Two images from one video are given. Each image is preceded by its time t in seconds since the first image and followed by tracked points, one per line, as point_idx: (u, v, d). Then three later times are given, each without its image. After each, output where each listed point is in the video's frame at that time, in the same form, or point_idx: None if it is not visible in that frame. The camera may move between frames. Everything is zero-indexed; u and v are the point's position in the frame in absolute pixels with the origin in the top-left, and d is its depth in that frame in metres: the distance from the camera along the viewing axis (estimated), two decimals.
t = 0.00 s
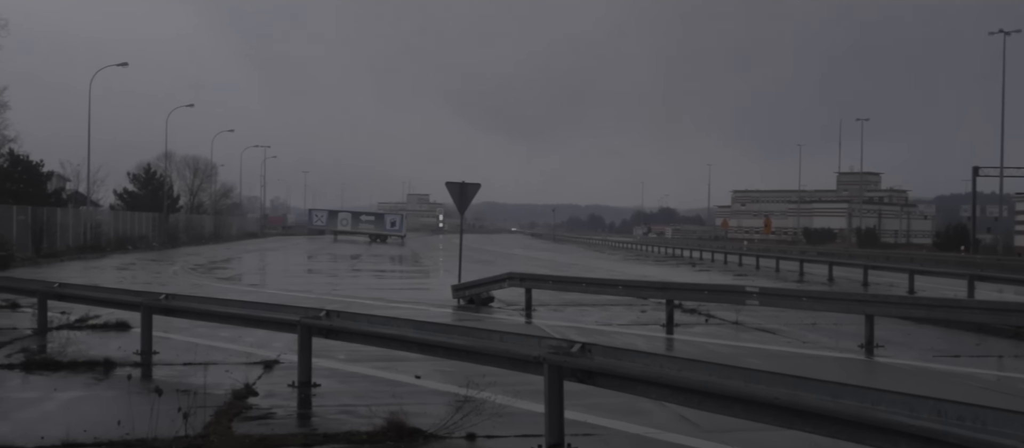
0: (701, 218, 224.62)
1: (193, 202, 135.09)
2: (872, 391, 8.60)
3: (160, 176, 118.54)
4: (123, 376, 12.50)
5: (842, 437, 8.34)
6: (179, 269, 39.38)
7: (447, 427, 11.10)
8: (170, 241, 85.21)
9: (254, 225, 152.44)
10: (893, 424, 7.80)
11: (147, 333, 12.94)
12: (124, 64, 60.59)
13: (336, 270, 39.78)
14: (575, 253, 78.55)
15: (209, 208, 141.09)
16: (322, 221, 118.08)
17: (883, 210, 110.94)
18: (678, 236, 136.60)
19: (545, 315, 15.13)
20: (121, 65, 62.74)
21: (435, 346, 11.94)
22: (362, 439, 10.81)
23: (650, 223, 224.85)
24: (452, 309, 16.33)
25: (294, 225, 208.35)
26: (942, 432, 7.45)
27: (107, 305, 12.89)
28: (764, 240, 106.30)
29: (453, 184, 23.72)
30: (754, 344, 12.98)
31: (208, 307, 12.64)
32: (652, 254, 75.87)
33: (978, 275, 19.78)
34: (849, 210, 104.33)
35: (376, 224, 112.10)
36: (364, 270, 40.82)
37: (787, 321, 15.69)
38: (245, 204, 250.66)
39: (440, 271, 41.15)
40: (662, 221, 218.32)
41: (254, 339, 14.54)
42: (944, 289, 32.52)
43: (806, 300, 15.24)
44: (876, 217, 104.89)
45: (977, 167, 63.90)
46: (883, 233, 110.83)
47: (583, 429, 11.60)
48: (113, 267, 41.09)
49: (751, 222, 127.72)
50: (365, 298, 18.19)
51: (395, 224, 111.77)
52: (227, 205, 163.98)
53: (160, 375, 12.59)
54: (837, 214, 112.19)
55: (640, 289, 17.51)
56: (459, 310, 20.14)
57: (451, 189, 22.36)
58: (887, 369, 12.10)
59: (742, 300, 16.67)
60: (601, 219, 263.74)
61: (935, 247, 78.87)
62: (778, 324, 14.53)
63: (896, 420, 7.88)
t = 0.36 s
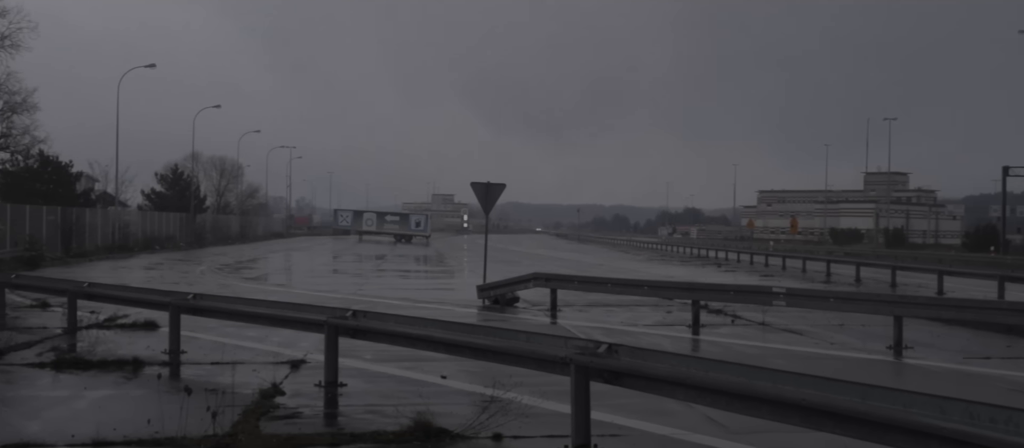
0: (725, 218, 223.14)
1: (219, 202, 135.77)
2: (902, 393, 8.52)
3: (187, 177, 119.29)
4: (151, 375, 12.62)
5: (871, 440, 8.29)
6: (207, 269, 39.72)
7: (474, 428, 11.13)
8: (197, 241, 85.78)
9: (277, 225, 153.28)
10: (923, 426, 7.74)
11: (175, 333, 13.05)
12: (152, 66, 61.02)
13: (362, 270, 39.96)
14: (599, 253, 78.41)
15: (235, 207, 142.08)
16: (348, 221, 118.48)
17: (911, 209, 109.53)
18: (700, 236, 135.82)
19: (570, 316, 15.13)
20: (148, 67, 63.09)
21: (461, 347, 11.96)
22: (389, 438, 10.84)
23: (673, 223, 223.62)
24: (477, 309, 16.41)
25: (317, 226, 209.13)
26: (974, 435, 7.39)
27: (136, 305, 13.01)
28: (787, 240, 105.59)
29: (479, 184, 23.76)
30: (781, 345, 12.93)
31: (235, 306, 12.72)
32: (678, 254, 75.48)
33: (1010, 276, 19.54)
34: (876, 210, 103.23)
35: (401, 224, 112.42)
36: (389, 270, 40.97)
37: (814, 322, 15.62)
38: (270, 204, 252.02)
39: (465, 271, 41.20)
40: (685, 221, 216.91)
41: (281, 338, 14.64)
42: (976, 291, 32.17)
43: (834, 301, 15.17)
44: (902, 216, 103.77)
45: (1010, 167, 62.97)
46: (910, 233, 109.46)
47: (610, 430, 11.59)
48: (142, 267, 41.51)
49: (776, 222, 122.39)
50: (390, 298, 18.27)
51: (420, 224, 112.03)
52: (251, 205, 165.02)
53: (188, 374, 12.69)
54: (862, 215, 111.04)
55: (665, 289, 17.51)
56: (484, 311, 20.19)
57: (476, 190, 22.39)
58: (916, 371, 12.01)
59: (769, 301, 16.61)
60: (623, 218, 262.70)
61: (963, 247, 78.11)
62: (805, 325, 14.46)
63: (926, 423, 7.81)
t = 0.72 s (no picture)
0: (749, 218, 221.55)
1: (245, 203, 136.52)
2: (932, 395, 8.38)
3: (212, 178, 120.05)
4: (178, 375, 12.73)
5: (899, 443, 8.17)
6: (232, 269, 39.95)
7: (499, 428, 11.12)
8: (222, 241, 86.28)
9: (300, 225, 154.04)
10: (954, 428, 7.59)
11: (201, 332, 13.15)
12: (178, 67, 61.38)
13: (385, 270, 40.09)
14: (623, 254, 78.16)
15: (260, 208, 142.87)
16: (372, 221, 118.80)
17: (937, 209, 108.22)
18: (724, 237, 135.03)
19: (594, 316, 15.15)
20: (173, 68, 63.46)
21: (486, 348, 11.96)
22: (414, 438, 10.86)
23: (696, 223, 222.55)
24: (501, 310, 16.51)
25: (340, 226, 210.02)
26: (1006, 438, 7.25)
27: (163, 305, 13.12)
28: (812, 241, 104.72)
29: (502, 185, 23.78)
30: (806, 346, 12.89)
31: (260, 306, 12.80)
32: (703, 254, 75.09)
33: None
34: (902, 210, 102.19)
35: (425, 224, 112.64)
36: (412, 270, 41.09)
37: (841, 323, 15.58)
38: (296, 204, 253.19)
39: (489, 272, 41.25)
40: (709, 222, 215.50)
41: (306, 338, 14.73)
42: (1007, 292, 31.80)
43: (861, 302, 15.10)
44: (929, 216, 102.63)
45: None
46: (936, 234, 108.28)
47: (635, 431, 11.55)
48: (170, 267, 41.82)
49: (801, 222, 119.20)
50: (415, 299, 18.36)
51: (444, 224, 112.25)
52: (275, 205, 165.99)
53: (214, 374, 12.78)
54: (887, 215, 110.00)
55: (690, 290, 17.53)
56: (508, 311, 20.25)
57: (500, 190, 22.43)
58: (945, 372, 11.92)
59: (795, 302, 16.56)
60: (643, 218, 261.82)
61: (992, 248, 77.24)
62: (831, 326, 14.42)
63: (956, 425, 7.68)
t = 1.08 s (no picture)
0: (773, 218, 219.76)
1: (269, 203, 136.95)
2: (963, 397, 8.10)
3: (236, 177, 120.59)
4: (205, 374, 12.84)
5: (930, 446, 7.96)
6: (257, 270, 40.19)
7: (523, 429, 11.08)
8: (247, 241, 86.80)
9: (324, 224, 154.74)
10: (984, 431, 7.33)
11: (227, 332, 13.27)
12: (203, 68, 61.64)
13: (408, 270, 40.25)
14: (648, 254, 77.88)
15: (285, 207, 143.54)
16: (395, 221, 119.08)
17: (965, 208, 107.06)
18: (748, 236, 134.03)
19: (618, 317, 15.23)
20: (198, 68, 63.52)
21: (510, 348, 11.95)
22: (439, 437, 10.88)
23: (720, 223, 221.27)
24: (526, 311, 16.61)
25: (364, 225, 210.74)
26: None
27: (189, 304, 13.23)
28: (836, 241, 103.79)
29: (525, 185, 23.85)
30: (831, 347, 12.98)
31: (285, 306, 12.89)
32: (729, 254, 74.79)
33: None
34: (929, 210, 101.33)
35: (448, 224, 112.80)
36: (435, 270, 41.22)
37: (867, 324, 15.65)
38: (321, 205, 253.86)
39: (512, 272, 41.34)
40: (734, 222, 214.15)
41: (330, 339, 14.84)
42: None
43: (887, 302, 15.12)
44: (956, 216, 101.79)
45: None
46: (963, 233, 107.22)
47: (660, 432, 11.52)
48: (195, 267, 42.16)
49: (827, 222, 119.46)
50: (439, 299, 18.48)
51: (467, 224, 112.41)
52: (299, 205, 166.86)
53: (240, 374, 12.88)
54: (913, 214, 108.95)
55: (715, 290, 17.58)
56: (531, 311, 20.34)
57: (524, 190, 22.50)
58: (973, 374, 11.86)
59: (820, 303, 16.61)
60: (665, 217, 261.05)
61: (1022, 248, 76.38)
62: (856, 327, 14.55)
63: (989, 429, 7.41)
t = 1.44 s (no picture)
0: (795, 218, 218.40)
1: (292, 203, 137.68)
2: (992, 399, 7.94)
3: (259, 177, 121.36)
4: (228, 374, 12.90)
5: None
6: (281, 269, 40.48)
7: (547, 429, 11.05)
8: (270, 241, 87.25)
9: (346, 224, 155.50)
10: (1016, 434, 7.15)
11: (250, 332, 13.34)
12: (226, 69, 61.91)
13: (431, 270, 40.39)
14: (672, 254, 77.58)
15: (307, 208, 144.34)
16: (417, 222, 119.31)
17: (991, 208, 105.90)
18: (771, 236, 133.17)
19: (641, 317, 15.25)
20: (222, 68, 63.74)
21: (533, 348, 11.92)
22: (462, 437, 10.87)
23: (742, 223, 220.40)
24: (548, 311, 16.67)
25: (387, 226, 211.81)
26: None
27: (212, 304, 13.32)
28: (858, 241, 103.27)
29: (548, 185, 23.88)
30: (854, 347, 12.99)
31: (308, 306, 12.95)
32: (753, 254, 74.40)
33: None
34: (954, 210, 100.34)
35: (470, 224, 112.97)
36: (458, 270, 41.34)
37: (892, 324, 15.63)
38: (344, 205, 255.37)
39: (534, 271, 41.40)
40: (755, 222, 213.07)
41: (352, 339, 14.90)
42: None
43: (912, 303, 15.06)
44: (982, 217, 100.74)
45: None
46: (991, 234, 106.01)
47: (684, 433, 11.50)
48: (219, 266, 42.51)
49: (851, 222, 118.59)
50: (461, 299, 18.55)
51: (489, 224, 112.57)
52: (323, 205, 167.78)
53: (263, 373, 12.94)
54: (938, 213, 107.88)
55: (738, 291, 17.58)
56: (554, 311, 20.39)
57: (547, 190, 22.53)
58: (1000, 375, 11.78)
59: (845, 303, 16.57)
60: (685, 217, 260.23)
61: None
62: (881, 328, 14.55)
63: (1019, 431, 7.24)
